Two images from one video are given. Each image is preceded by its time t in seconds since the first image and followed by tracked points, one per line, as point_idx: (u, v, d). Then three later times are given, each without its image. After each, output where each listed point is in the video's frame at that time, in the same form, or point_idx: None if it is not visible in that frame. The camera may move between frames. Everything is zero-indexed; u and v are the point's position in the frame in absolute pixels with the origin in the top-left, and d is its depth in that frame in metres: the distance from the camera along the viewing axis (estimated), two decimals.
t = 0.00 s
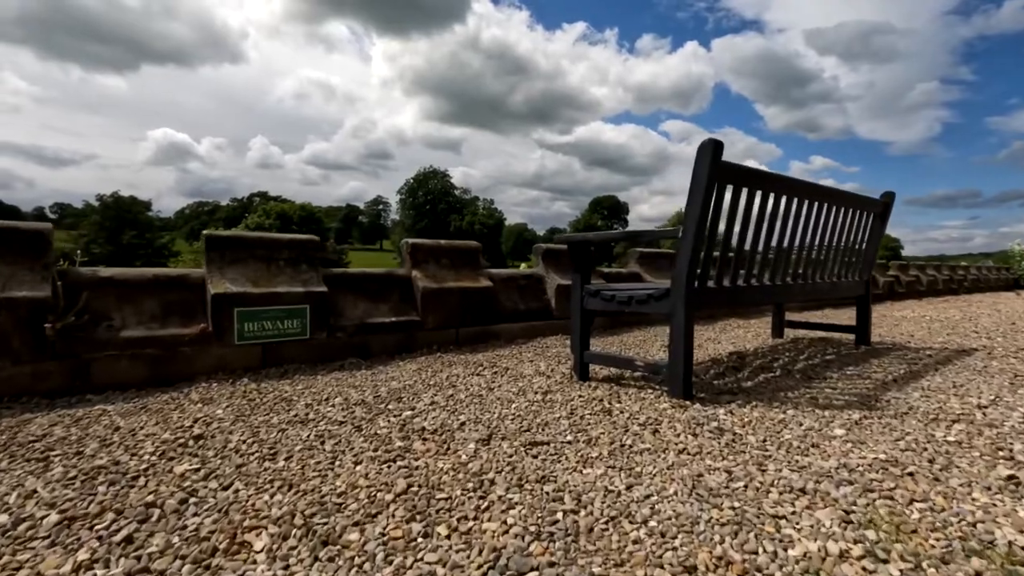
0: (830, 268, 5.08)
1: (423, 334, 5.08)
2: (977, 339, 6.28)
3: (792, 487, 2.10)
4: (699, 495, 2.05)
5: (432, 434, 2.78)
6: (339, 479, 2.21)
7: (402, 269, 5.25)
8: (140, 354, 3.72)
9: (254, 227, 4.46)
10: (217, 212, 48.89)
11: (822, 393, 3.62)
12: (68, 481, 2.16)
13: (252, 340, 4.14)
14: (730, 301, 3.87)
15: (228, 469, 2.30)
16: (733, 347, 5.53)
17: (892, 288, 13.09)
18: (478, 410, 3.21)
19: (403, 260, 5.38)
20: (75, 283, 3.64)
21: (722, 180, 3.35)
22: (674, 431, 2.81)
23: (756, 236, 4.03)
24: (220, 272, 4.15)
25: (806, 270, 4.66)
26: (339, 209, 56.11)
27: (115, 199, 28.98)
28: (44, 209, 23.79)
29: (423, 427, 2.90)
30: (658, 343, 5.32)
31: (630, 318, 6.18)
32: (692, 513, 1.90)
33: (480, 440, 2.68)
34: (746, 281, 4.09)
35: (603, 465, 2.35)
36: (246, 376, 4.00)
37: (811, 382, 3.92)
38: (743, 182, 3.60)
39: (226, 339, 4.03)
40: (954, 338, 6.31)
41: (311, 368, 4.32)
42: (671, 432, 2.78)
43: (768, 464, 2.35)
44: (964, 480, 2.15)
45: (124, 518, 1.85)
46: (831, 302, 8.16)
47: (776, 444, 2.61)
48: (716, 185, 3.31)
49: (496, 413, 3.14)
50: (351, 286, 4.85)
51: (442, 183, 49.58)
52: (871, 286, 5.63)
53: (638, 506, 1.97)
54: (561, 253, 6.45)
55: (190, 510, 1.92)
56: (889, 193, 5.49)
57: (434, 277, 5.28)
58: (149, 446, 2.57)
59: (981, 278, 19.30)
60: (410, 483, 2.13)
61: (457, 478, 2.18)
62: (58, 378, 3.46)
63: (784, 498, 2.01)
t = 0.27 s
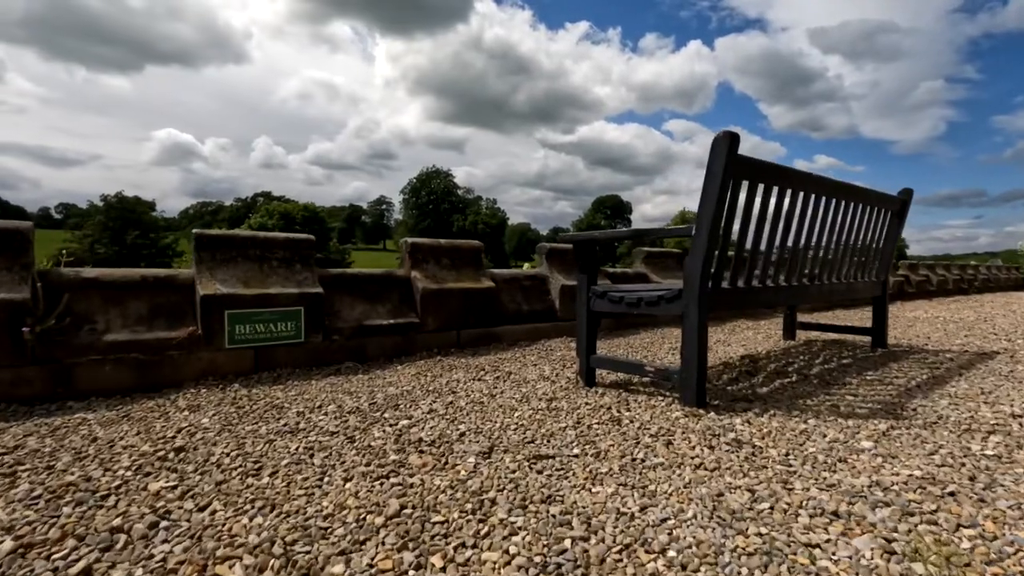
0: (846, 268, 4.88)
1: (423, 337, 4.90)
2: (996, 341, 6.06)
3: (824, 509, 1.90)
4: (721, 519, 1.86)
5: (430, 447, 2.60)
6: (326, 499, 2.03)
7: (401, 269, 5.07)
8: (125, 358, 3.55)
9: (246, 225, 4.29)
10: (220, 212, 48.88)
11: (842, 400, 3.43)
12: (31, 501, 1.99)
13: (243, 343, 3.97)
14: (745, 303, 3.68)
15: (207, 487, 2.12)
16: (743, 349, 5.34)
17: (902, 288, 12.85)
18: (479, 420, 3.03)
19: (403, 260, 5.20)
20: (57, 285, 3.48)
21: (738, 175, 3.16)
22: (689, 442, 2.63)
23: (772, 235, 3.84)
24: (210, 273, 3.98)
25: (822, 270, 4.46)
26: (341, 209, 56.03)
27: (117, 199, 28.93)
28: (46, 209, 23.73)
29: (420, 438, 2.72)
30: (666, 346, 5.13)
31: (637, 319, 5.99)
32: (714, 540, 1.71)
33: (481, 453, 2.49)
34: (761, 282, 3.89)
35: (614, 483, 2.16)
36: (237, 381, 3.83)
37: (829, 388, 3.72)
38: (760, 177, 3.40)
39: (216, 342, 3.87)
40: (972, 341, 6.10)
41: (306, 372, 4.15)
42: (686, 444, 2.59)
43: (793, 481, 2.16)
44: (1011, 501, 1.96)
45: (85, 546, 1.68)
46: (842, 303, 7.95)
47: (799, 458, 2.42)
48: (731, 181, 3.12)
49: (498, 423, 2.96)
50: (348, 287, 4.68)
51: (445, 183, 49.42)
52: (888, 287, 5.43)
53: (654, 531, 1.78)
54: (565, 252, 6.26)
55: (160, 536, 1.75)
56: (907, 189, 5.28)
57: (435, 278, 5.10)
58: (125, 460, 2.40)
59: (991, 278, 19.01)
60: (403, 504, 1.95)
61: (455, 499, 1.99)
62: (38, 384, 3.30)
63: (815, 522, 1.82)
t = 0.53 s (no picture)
0: (867, 272, 4.68)
1: (425, 343, 4.73)
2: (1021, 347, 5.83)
3: (864, 548, 1.71)
4: (749, 558, 1.68)
5: (429, 467, 2.43)
6: (314, 532, 1.86)
7: (403, 273, 4.91)
8: (114, 369, 3.40)
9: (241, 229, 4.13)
10: (226, 212, 48.95)
11: (868, 413, 3.23)
12: None
13: (237, 351, 3.81)
14: (764, 310, 3.49)
15: (187, 516, 1.96)
16: (758, 356, 5.14)
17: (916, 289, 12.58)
18: (483, 436, 2.86)
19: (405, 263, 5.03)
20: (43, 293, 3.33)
21: (758, 176, 2.97)
22: (708, 463, 2.45)
23: (791, 238, 3.64)
24: (203, 278, 3.82)
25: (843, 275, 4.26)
26: (346, 209, 55.98)
27: (123, 200, 28.95)
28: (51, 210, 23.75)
29: (419, 457, 2.55)
30: (678, 352, 4.94)
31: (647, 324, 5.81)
32: None
33: (484, 476, 2.32)
34: (780, 287, 3.70)
35: (628, 513, 1.99)
36: (231, 392, 3.67)
37: (852, 400, 3.53)
38: (781, 178, 3.21)
39: (210, 351, 3.71)
40: (996, 346, 5.87)
41: (304, 381, 3.99)
42: (705, 466, 2.41)
43: (825, 511, 1.97)
44: None
45: None
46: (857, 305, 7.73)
47: (830, 482, 2.23)
48: (751, 182, 2.93)
49: (503, 440, 2.78)
50: (348, 292, 4.52)
51: (450, 182, 49.28)
52: (909, 291, 5.22)
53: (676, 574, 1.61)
54: (572, 254, 6.08)
55: None
56: (929, 189, 5.07)
57: (438, 282, 4.93)
58: (103, 483, 2.24)
59: (1005, 278, 18.67)
60: (398, 539, 1.78)
61: (455, 533, 1.82)
62: (22, 397, 3.15)
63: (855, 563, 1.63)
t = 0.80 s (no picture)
0: (889, 272, 4.46)
1: (427, 346, 4.57)
2: None
3: None
4: None
5: (426, 483, 2.26)
6: (297, 559, 1.70)
7: (404, 273, 4.75)
8: (102, 373, 3.26)
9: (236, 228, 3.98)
10: (234, 212, 49.11)
11: (895, 422, 3.03)
12: None
13: (231, 355, 3.66)
14: (784, 312, 3.29)
15: (160, 539, 1.80)
16: (773, 359, 4.93)
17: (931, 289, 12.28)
18: (485, 447, 2.68)
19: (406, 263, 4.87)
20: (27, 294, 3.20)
21: (779, 169, 2.78)
22: (727, 478, 2.26)
23: (813, 236, 3.44)
24: (196, 278, 3.68)
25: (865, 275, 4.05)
26: (354, 209, 56.06)
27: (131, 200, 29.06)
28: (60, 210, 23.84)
29: (416, 471, 2.38)
30: (689, 355, 4.75)
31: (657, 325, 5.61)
32: None
33: (485, 493, 2.15)
34: (800, 288, 3.50)
35: (642, 538, 1.81)
36: (224, 397, 3.53)
37: (878, 408, 3.32)
38: (803, 172, 3.01)
39: (202, 355, 3.57)
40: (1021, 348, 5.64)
41: (300, 385, 3.84)
42: (725, 482, 2.22)
43: (860, 537, 1.79)
44: None
45: None
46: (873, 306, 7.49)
47: (863, 503, 2.04)
48: (772, 176, 2.73)
49: (506, 452, 2.61)
50: (347, 293, 4.36)
51: (457, 181, 49.16)
52: (932, 291, 5.00)
53: None
54: (579, 253, 5.89)
55: None
56: (955, 185, 4.84)
57: (440, 282, 4.77)
58: (76, 499, 2.09)
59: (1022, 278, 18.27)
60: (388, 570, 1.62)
61: (450, 563, 1.66)
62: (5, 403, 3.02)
63: None
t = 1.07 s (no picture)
0: (914, 273, 4.24)
1: (427, 350, 4.41)
2: None
3: None
4: None
5: (419, 504, 2.09)
6: None
7: (405, 275, 4.59)
8: (86, 380, 3.12)
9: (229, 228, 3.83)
10: (242, 212, 49.29)
11: (926, 436, 2.82)
12: None
13: (223, 360, 3.51)
14: (805, 317, 3.09)
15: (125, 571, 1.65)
16: (789, 364, 4.73)
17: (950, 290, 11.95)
18: (485, 462, 2.50)
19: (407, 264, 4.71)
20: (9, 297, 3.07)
21: (801, 164, 2.58)
22: (748, 501, 2.07)
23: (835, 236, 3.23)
24: (186, 281, 3.53)
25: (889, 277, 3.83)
26: (361, 209, 56.11)
27: (140, 201, 29.18)
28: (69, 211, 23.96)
29: (410, 490, 2.21)
30: (701, 360, 4.55)
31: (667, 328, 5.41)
32: None
33: (482, 516, 1.98)
34: (822, 291, 3.30)
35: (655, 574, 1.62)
36: (214, 405, 3.38)
37: (906, 419, 3.11)
38: (828, 167, 2.80)
39: (192, 360, 3.42)
40: None
41: (294, 392, 3.68)
42: (744, 505, 2.03)
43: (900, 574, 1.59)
44: None
45: None
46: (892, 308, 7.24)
47: (899, 531, 1.85)
48: (794, 171, 2.54)
49: (507, 468, 2.43)
50: (345, 296, 4.21)
51: (464, 181, 49.04)
52: (957, 293, 4.77)
53: None
54: (587, 254, 5.70)
55: None
56: (983, 181, 4.60)
57: (442, 284, 4.60)
58: (42, 520, 1.94)
59: None
60: None
61: None
62: None
63: None
